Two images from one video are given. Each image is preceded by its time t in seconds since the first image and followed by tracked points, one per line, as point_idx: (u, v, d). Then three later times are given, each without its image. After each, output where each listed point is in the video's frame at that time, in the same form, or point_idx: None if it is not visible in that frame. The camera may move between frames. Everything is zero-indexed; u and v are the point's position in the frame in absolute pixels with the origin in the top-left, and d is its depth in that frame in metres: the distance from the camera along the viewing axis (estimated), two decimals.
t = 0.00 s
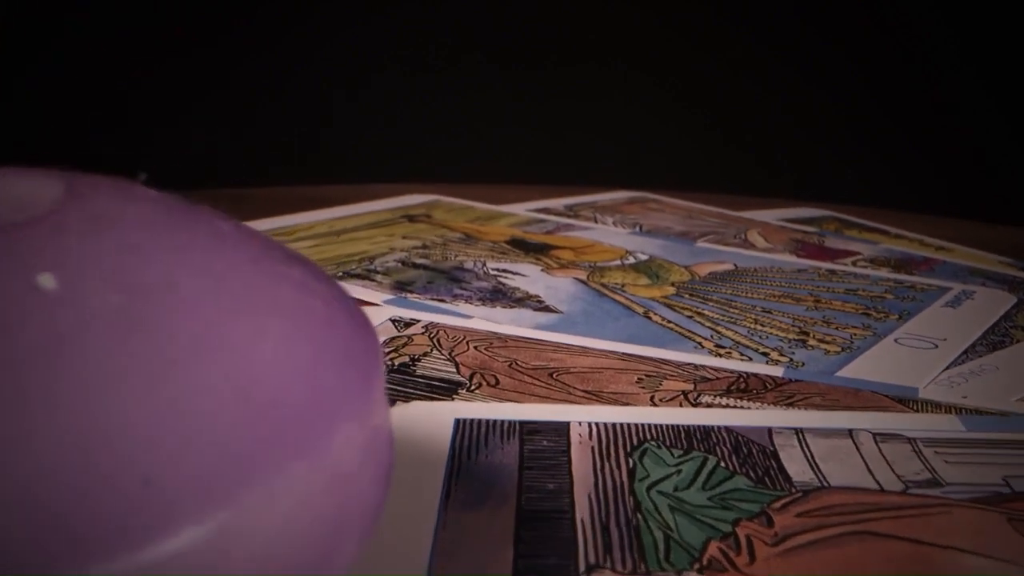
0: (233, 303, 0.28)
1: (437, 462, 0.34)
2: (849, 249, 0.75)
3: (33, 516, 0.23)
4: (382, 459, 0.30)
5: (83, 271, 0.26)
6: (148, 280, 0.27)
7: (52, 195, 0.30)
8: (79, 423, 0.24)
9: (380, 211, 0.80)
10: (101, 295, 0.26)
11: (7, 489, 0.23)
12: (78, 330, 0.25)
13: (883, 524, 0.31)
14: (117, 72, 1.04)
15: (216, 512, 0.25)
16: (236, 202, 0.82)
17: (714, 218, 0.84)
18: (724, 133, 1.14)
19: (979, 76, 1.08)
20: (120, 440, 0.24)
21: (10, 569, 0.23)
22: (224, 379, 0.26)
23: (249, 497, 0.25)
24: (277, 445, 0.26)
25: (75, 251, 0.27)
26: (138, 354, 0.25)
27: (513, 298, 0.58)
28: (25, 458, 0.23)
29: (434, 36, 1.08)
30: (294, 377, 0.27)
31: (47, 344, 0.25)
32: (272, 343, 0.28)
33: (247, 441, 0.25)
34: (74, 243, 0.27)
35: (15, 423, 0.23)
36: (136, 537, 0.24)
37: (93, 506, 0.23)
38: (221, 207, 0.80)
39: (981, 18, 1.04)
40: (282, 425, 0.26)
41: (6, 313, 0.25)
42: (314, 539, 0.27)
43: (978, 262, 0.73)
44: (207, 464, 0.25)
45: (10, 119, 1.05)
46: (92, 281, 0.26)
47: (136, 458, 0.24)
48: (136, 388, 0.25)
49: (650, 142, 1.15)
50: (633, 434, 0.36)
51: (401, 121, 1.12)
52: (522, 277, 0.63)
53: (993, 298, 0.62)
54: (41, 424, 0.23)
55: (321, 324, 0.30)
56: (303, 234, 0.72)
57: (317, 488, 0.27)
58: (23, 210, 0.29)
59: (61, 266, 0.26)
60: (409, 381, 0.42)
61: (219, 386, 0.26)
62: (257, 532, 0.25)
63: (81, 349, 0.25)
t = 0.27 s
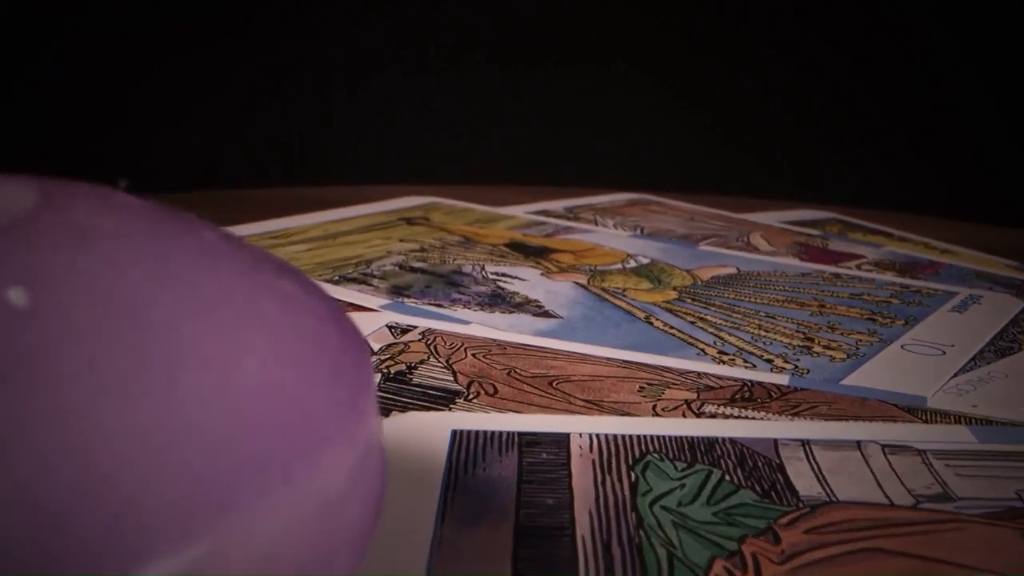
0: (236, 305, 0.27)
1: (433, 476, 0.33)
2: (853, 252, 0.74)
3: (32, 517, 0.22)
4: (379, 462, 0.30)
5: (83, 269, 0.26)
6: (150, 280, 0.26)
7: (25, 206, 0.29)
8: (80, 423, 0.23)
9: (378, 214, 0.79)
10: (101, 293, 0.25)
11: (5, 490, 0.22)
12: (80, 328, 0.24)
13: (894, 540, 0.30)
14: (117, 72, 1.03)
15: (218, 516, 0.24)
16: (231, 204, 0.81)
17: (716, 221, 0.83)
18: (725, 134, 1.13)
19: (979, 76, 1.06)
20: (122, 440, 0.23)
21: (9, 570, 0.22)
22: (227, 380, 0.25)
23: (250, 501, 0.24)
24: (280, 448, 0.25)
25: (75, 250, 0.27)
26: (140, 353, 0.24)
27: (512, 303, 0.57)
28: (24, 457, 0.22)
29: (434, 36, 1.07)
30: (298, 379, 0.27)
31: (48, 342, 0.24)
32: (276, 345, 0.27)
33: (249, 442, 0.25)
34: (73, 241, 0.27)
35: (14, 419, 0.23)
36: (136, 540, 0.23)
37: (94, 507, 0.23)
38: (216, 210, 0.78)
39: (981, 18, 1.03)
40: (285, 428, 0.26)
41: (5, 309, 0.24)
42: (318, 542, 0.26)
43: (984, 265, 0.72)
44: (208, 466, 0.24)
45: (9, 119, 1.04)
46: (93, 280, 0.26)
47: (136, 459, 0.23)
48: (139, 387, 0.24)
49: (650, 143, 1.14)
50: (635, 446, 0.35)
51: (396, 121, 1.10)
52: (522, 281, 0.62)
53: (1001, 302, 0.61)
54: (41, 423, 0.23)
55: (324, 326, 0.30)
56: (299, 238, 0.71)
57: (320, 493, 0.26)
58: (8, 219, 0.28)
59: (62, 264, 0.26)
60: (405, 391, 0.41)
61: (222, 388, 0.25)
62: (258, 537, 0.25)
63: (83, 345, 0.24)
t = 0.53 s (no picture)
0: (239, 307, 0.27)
1: (426, 494, 0.32)
2: (859, 256, 0.73)
3: (33, 516, 0.22)
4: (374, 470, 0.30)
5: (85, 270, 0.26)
6: (152, 282, 0.26)
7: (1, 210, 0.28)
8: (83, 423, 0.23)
9: (374, 217, 0.77)
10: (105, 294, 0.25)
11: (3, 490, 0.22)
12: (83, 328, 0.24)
13: (910, 563, 0.29)
14: (116, 75, 1.01)
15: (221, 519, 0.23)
16: (226, 207, 0.79)
17: (719, 223, 0.81)
18: (725, 133, 1.11)
19: (979, 76, 1.05)
20: (124, 441, 0.23)
21: (9, 569, 0.22)
22: (231, 382, 0.25)
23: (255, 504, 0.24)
24: (285, 450, 0.25)
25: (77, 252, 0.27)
26: (144, 353, 0.24)
27: (510, 309, 0.56)
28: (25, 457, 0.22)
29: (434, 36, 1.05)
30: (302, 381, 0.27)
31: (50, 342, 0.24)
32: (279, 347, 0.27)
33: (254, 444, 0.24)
34: (74, 243, 0.27)
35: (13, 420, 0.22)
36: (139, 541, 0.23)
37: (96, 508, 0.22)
38: (210, 212, 0.77)
39: (981, 18, 1.01)
40: (289, 430, 0.25)
41: (6, 309, 0.24)
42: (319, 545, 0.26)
43: (991, 269, 0.71)
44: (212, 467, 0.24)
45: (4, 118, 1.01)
46: (95, 281, 0.26)
47: (140, 459, 0.23)
48: (142, 388, 0.24)
49: (649, 142, 1.12)
50: (637, 462, 0.34)
51: (390, 123, 1.09)
52: (520, 286, 0.60)
53: (1010, 309, 0.60)
54: (42, 423, 0.23)
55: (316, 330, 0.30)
56: (294, 241, 0.69)
57: (323, 494, 0.26)
58: None
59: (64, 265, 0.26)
60: (400, 403, 0.39)
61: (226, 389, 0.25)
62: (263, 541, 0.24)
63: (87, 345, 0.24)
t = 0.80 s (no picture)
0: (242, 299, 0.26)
1: (421, 509, 0.31)
2: (864, 260, 0.71)
3: (34, 516, 0.21)
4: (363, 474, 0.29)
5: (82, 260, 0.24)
6: (156, 272, 0.25)
7: None
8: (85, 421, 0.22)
9: (371, 220, 0.76)
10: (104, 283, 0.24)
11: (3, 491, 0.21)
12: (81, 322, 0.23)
13: None
14: (114, 74, 0.98)
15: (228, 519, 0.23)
16: (222, 209, 0.78)
17: (720, 226, 0.80)
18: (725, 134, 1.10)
19: (979, 76, 1.03)
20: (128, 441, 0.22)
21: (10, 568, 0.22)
22: (239, 378, 0.24)
23: (262, 505, 0.23)
24: (293, 450, 0.24)
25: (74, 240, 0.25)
26: (149, 346, 0.23)
27: (509, 315, 0.55)
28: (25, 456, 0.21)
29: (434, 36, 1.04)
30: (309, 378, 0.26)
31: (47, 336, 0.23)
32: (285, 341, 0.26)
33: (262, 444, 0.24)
34: (70, 233, 0.26)
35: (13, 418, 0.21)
36: (144, 542, 0.22)
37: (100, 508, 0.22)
38: (205, 215, 0.76)
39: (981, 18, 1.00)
40: (297, 429, 0.24)
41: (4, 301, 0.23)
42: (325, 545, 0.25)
43: (996, 273, 0.70)
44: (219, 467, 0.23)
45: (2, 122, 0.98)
46: (97, 268, 0.24)
47: (144, 459, 0.22)
48: (145, 385, 0.23)
49: (649, 142, 1.10)
50: (640, 477, 0.33)
51: (388, 123, 1.07)
52: (520, 291, 0.59)
53: (1017, 314, 0.59)
54: (42, 422, 0.22)
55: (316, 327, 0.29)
56: (289, 245, 0.68)
57: (330, 494, 0.25)
58: None
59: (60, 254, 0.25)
60: (395, 415, 0.38)
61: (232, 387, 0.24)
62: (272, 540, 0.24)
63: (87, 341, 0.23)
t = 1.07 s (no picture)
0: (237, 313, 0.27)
1: (417, 525, 0.30)
2: (868, 263, 0.70)
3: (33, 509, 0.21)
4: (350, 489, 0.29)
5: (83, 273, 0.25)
6: (146, 286, 0.26)
7: None
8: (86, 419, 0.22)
9: (369, 222, 0.75)
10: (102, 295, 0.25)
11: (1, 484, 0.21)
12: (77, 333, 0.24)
13: None
14: (114, 77, 0.96)
15: (234, 513, 0.22)
16: (218, 211, 0.77)
17: (722, 229, 0.79)
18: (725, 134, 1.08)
19: (979, 76, 1.02)
20: (129, 438, 0.22)
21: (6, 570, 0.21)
22: (233, 376, 0.24)
23: (264, 494, 0.23)
24: (293, 444, 0.24)
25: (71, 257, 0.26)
26: (143, 348, 0.24)
27: (508, 320, 0.54)
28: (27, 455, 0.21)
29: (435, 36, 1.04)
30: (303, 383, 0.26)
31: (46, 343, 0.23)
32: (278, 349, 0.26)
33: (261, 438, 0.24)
34: (63, 253, 0.27)
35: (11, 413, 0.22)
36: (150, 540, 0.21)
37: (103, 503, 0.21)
38: (200, 218, 0.75)
39: (981, 17, 0.99)
40: (292, 426, 0.24)
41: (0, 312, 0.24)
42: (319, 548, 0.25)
43: (1001, 276, 0.69)
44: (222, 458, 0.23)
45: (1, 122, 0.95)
46: (91, 282, 0.25)
47: (146, 454, 0.22)
48: (143, 381, 0.23)
49: (649, 142, 1.09)
50: (642, 491, 0.32)
51: (388, 123, 1.06)
52: (519, 296, 0.58)
53: None
54: (39, 418, 0.22)
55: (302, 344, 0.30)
56: (285, 249, 0.67)
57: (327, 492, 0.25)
58: None
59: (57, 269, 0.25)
60: (391, 425, 0.37)
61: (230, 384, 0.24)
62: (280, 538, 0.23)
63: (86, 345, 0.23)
